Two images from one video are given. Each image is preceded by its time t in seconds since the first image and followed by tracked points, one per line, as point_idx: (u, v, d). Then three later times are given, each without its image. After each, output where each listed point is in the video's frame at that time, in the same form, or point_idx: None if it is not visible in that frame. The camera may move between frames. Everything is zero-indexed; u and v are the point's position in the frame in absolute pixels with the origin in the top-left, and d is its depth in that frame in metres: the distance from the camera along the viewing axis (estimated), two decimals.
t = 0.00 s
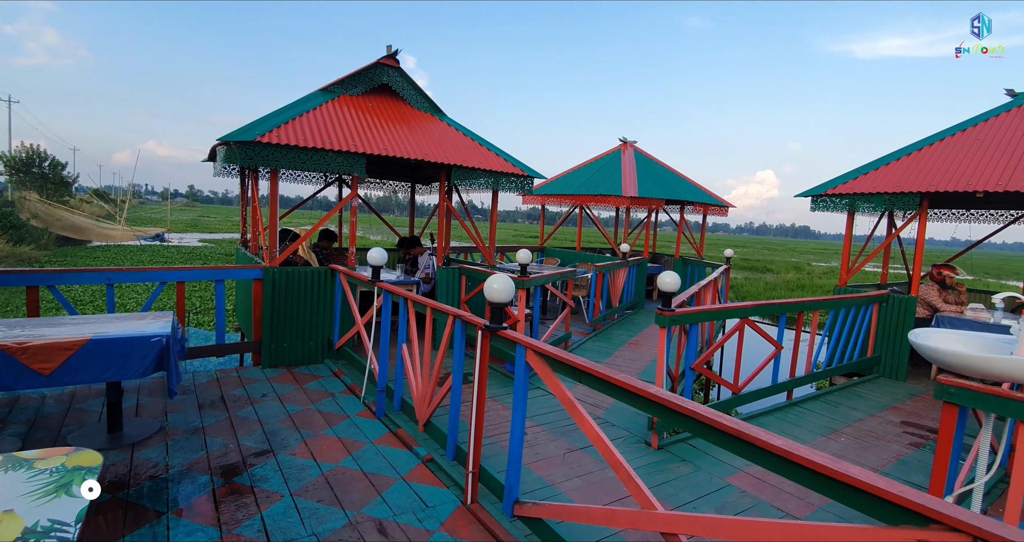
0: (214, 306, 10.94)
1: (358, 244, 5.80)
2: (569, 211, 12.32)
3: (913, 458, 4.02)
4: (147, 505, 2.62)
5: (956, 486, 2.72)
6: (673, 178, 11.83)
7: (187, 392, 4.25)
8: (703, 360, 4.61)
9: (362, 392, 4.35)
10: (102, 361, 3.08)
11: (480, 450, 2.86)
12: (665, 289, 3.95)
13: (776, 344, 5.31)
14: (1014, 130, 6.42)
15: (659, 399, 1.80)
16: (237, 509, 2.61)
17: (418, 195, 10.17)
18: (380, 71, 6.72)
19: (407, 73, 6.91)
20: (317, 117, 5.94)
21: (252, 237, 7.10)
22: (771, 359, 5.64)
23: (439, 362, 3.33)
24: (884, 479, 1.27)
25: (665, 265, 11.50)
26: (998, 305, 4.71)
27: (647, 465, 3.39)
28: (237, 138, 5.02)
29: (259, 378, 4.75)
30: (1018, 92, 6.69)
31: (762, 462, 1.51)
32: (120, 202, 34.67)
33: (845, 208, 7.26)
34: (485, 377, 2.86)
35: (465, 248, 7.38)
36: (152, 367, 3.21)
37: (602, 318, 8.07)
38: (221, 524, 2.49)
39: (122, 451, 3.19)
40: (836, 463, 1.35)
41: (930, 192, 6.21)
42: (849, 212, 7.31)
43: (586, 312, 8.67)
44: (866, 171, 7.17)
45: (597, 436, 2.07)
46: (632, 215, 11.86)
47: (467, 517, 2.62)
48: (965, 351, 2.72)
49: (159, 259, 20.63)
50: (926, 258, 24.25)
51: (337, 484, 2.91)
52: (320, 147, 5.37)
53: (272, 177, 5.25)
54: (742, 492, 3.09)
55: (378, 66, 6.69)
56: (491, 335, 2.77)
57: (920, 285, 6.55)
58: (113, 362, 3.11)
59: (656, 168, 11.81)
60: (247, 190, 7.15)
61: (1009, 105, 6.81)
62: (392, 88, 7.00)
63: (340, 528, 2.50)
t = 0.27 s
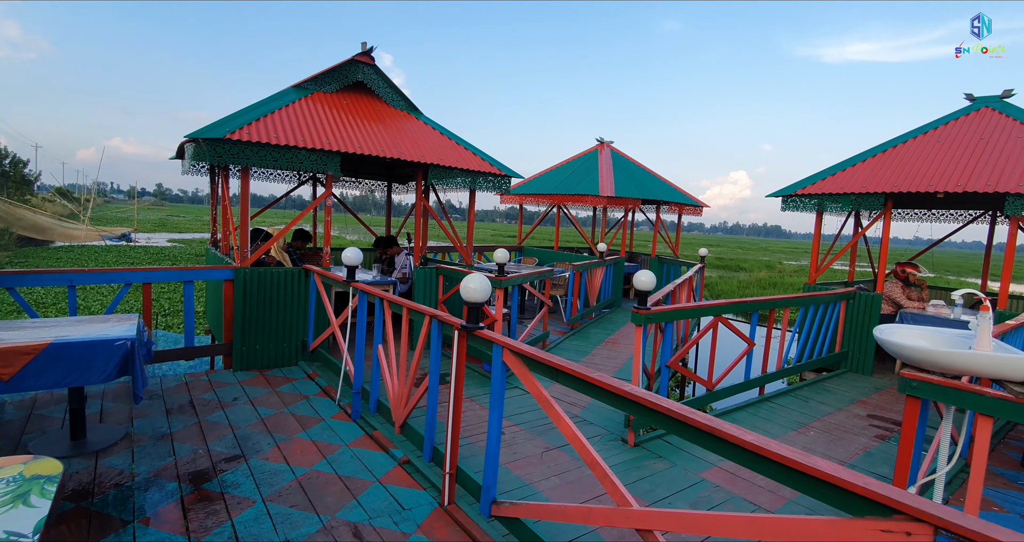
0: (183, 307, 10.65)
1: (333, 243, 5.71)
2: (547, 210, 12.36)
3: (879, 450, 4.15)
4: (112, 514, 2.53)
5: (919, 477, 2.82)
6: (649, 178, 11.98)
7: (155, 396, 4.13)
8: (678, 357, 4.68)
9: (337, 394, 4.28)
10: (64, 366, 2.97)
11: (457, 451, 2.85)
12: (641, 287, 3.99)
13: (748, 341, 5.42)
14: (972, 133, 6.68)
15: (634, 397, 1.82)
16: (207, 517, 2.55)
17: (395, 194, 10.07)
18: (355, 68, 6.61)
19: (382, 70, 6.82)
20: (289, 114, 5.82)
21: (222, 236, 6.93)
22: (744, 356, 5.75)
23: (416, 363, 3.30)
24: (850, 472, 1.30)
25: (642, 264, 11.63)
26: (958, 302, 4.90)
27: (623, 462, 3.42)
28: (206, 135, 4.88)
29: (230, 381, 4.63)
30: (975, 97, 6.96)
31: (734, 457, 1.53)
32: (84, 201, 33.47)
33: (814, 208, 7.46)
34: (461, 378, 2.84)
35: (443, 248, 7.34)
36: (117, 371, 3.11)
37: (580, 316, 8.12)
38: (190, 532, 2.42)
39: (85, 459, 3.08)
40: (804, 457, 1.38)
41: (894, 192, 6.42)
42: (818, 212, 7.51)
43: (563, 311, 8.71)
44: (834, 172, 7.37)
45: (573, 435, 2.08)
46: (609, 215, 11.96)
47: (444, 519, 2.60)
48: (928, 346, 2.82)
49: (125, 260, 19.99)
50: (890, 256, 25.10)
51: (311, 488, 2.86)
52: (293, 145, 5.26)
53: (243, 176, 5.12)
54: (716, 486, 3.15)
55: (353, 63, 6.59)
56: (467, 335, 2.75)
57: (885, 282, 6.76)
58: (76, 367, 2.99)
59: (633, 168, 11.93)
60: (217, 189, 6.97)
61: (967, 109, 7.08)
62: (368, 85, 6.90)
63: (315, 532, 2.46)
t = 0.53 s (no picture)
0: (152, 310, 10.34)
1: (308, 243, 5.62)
2: (526, 210, 12.37)
3: (848, 444, 4.27)
4: (77, 524, 2.44)
5: (886, 469, 2.90)
6: (626, 178, 12.10)
7: (122, 402, 4.00)
8: (656, 356, 4.73)
9: (313, 397, 4.21)
10: (25, 373, 2.85)
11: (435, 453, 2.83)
12: (619, 286, 4.02)
13: (723, 339, 5.51)
14: (935, 136, 6.92)
15: (611, 396, 1.83)
16: (177, 525, 2.48)
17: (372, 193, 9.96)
18: (330, 66, 6.50)
19: (358, 68, 6.72)
20: (262, 112, 5.71)
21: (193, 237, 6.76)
22: (719, 353, 5.85)
23: (393, 365, 3.27)
24: (819, 466, 1.33)
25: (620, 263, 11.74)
26: (922, 299, 5.06)
27: (602, 460, 3.45)
28: (175, 133, 4.74)
29: (202, 385, 4.52)
30: (938, 101, 7.21)
31: (709, 454, 1.55)
32: (47, 198, 32.23)
33: (786, 208, 7.63)
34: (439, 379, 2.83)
35: (421, 248, 7.29)
36: (82, 376, 3.01)
37: (559, 316, 8.16)
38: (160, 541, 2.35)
39: (48, 467, 2.97)
40: (776, 453, 1.40)
41: (862, 194, 6.60)
42: (790, 212, 7.68)
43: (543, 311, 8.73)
44: (805, 173, 7.55)
45: (551, 435, 2.08)
46: (588, 215, 12.04)
47: (422, 522, 2.58)
48: (894, 342, 2.90)
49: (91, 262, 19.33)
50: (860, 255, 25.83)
51: (285, 493, 2.80)
52: (267, 144, 5.16)
53: (214, 175, 5.00)
54: (692, 483, 3.19)
55: (328, 61, 6.48)
56: (445, 336, 2.73)
57: (854, 281, 6.96)
58: (37, 373, 2.88)
59: (610, 168, 12.04)
60: (187, 188, 6.79)
61: (931, 113, 7.33)
62: (343, 83, 6.80)
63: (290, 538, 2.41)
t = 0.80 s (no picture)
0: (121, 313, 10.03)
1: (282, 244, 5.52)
2: (505, 211, 12.37)
3: (819, 438, 4.37)
4: (40, 535, 2.35)
5: (855, 462, 2.98)
6: (604, 179, 12.19)
7: (88, 408, 3.87)
8: (633, 355, 4.77)
9: (288, 401, 4.13)
10: None
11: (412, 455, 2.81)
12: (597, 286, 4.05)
13: (699, 337, 5.59)
14: (900, 139, 7.15)
15: (588, 396, 1.84)
16: (146, 534, 2.41)
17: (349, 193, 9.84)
18: (305, 63, 6.39)
19: (334, 66, 6.62)
20: (234, 110, 5.58)
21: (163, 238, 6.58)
22: (695, 352, 5.94)
23: (370, 367, 3.23)
24: (789, 461, 1.36)
25: (599, 263, 11.82)
26: (889, 297, 5.22)
27: (581, 459, 3.47)
28: (142, 131, 4.61)
29: (172, 390, 4.40)
30: (903, 105, 7.44)
31: (683, 451, 1.57)
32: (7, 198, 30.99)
33: (759, 209, 7.79)
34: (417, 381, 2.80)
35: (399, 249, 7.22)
36: (45, 382, 2.89)
37: (538, 316, 8.18)
38: None
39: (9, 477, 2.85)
40: (748, 449, 1.43)
41: (832, 194, 6.78)
42: (763, 213, 7.84)
43: (522, 311, 8.74)
44: (777, 174, 7.71)
45: (529, 435, 2.08)
46: (567, 215, 12.09)
47: (400, 525, 2.56)
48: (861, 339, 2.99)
49: (54, 264, 18.66)
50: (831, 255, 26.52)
51: (259, 499, 2.75)
52: (239, 142, 5.05)
53: (183, 173, 4.87)
54: (669, 480, 3.23)
55: (303, 58, 6.37)
56: (423, 337, 2.71)
57: (825, 279, 7.14)
58: None
59: (589, 169, 12.12)
60: (156, 187, 6.60)
61: (897, 117, 7.57)
62: (319, 81, 6.70)
63: None
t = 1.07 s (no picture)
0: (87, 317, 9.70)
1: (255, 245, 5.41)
2: (484, 211, 12.35)
3: (792, 434, 4.47)
4: None
5: (825, 457, 3.06)
6: (583, 180, 12.27)
7: (52, 416, 3.73)
8: (612, 355, 4.80)
9: (262, 406, 4.04)
10: None
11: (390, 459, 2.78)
12: (575, 286, 4.07)
13: (676, 336, 5.67)
14: (867, 142, 7.36)
15: (565, 396, 1.85)
16: None
17: (325, 194, 9.71)
18: (279, 61, 6.28)
19: (309, 64, 6.52)
20: (206, 107, 5.46)
21: (131, 239, 6.38)
22: (672, 351, 6.01)
23: (346, 370, 3.18)
24: (761, 458, 1.38)
25: (578, 263, 11.88)
26: (858, 296, 5.37)
27: (560, 459, 3.48)
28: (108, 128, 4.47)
29: (141, 396, 4.27)
30: (870, 109, 7.67)
31: (659, 449, 1.59)
32: None
33: (734, 210, 7.93)
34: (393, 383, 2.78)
35: (376, 250, 7.14)
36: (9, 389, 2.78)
37: (517, 317, 8.19)
38: None
39: None
40: (722, 446, 1.45)
41: (803, 196, 6.95)
42: (737, 214, 7.99)
43: (501, 312, 8.74)
44: (751, 176, 7.87)
45: (507, 436, 2.08)
46: (546, 216, 12.14)
47: (377, 530, 2.53)
48: (831, 336, 3.07)
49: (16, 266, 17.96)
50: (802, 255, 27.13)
51: (232, 506, 2.68)
52: (210, 141, 4.94)
53: (152, 172, 4.73)
54: (647, 478, 3.27)
55: (277, 56, 6.27)
56: (400, 339, 2.69)
57: (797, 278, 7.31)
58: None
59: (567, 170, 12.19)
60: (124, 187, 6.40)
61: (864, 120, 7.80)
62: (293, 80, 6.59)
63: None
